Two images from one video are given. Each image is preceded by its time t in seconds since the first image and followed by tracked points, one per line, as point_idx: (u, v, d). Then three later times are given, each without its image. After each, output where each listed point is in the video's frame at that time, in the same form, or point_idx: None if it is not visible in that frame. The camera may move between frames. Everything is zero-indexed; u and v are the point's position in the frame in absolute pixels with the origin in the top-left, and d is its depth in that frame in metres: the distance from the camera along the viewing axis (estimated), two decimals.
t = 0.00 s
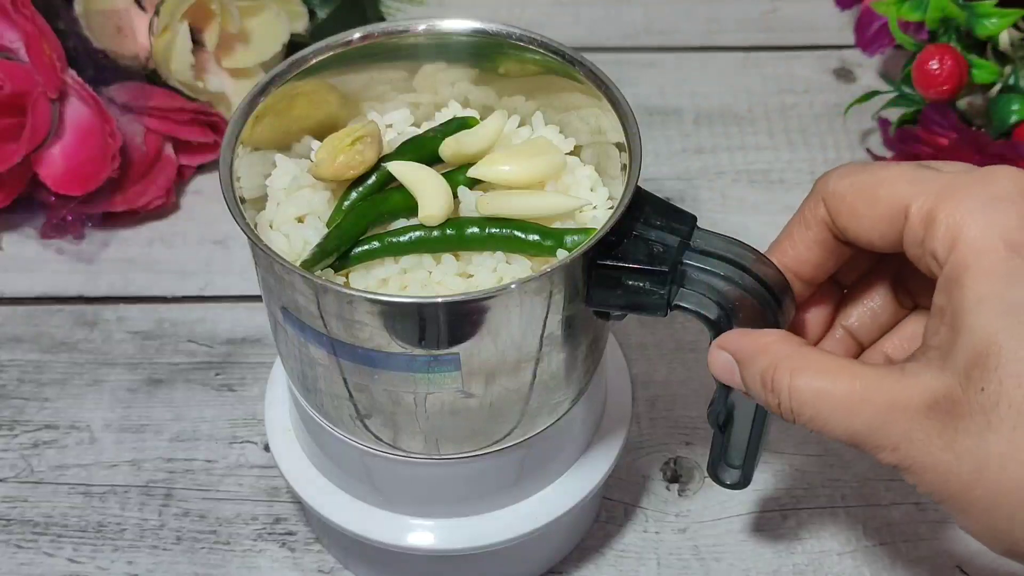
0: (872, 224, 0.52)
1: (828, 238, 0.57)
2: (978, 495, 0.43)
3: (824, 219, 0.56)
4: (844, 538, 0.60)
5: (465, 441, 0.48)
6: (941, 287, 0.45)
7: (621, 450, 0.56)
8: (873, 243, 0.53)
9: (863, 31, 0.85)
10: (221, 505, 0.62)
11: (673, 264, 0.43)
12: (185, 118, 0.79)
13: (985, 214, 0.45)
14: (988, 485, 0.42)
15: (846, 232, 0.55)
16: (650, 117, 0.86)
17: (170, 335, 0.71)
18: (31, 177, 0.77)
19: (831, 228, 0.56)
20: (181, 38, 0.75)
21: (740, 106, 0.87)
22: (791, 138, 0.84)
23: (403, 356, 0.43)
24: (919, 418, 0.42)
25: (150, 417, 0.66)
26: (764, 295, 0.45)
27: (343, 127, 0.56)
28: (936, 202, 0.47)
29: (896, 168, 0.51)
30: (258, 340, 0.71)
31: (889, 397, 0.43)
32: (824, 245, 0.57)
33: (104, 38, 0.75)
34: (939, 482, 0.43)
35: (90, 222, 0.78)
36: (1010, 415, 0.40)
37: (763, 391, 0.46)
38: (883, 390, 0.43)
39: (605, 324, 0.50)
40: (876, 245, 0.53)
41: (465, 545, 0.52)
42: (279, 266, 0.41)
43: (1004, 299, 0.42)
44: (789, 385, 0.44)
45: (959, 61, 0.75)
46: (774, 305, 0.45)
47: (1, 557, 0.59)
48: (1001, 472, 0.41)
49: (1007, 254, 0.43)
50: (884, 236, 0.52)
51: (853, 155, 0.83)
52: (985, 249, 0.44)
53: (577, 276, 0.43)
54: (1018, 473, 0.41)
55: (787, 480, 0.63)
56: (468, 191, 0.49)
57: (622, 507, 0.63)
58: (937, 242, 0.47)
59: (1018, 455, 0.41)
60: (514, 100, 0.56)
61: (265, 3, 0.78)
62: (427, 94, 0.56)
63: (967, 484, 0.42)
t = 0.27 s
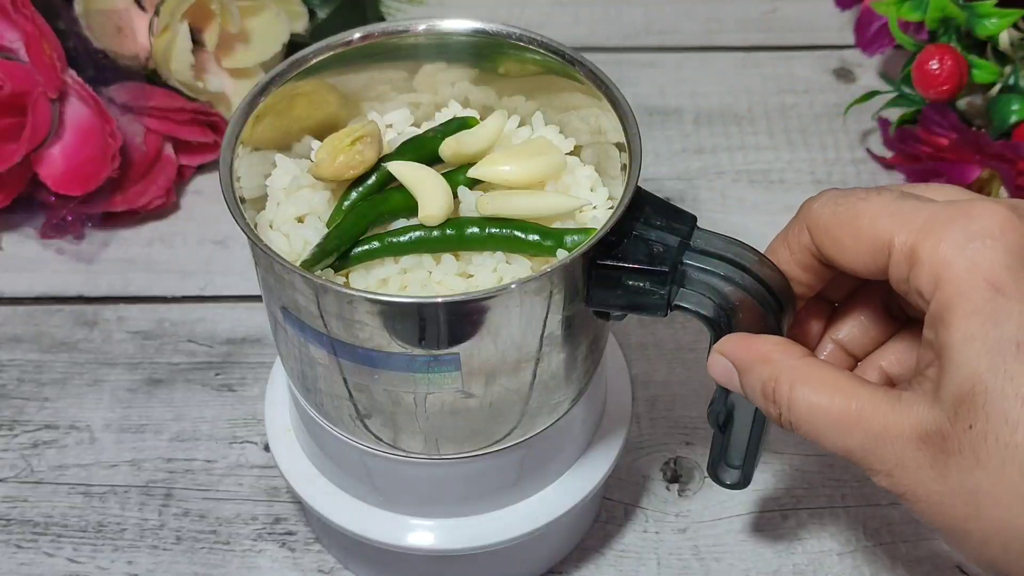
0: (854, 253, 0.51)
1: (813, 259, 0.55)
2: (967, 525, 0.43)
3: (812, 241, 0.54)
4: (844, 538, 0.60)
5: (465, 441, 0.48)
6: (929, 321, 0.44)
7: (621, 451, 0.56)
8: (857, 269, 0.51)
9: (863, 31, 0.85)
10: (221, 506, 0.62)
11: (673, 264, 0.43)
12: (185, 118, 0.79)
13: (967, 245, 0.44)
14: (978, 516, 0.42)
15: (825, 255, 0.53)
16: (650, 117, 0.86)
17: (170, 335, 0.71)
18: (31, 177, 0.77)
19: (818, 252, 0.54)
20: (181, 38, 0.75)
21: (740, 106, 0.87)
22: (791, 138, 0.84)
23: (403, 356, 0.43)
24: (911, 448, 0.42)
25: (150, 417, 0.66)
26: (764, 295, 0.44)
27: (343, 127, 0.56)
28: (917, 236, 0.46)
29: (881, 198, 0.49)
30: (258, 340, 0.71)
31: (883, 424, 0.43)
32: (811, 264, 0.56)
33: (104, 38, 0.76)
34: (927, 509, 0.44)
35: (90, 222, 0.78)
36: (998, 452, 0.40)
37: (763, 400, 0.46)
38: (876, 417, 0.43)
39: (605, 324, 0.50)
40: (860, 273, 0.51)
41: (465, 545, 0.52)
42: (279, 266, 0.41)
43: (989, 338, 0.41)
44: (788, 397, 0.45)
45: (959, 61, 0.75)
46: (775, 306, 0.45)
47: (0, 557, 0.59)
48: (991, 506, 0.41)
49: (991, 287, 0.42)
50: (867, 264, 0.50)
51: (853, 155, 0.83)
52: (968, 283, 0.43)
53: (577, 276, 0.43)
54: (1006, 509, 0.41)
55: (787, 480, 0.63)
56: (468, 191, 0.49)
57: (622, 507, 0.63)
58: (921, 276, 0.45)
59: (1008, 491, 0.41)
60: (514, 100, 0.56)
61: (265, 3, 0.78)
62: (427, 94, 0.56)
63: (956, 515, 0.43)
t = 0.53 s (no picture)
0: (847, 268, 0.50)
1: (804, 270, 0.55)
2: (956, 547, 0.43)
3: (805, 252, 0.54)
4: (844, 538, 0.60)
5: (465, 440, 0.48)
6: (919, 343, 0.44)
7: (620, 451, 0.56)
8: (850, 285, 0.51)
9: (863, 31, 0.85)
10: (221, 505, 0.62)
11: (673, 264, 0.43)
12: (185, 118, 0.79)
13: (958, 268, 0.44)
14: (967, 538, 0.42)
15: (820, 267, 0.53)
16: (650, 117, 0.86)
17: (170, 335, 0.71)
18: (31, 177, 0.77)
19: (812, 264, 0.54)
20: (181, 38, 0.75)
21: (740, 106, 0.87)
22: (791, 138, 0.84)
23: (403, 356, 0.43)
24: (903, 470, 0.43)
25: (150, 417, 0.66)
26: (763, 295, 0.44)
27: (343, 127, 0.56)
28: (908, 258, 0.46)
29: (875, 216, 0.49)
30: (258, 340, 0.71)
31: (878, 443, 0.43)
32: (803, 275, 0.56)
33: (103, 38, 0.76)
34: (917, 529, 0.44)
35: (90, 222, 0.78)
36: (987, 477, 0.41)
37: (762, 409, 0.46)
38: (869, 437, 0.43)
39: (606, 324, 0.50)
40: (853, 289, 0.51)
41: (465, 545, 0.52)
42: (279, 266, 0.41)
43: (978, 362, 0.41)
44: (786, 409, 0.45)
45: (959, 61, 0.75)
46: (775, 305, 0.45)
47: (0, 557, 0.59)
48: (980, 531, 0.42)
49: (981, 312, 0.42)
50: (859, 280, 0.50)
51: (853, 155, 0.83)
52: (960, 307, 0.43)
53: (577, 276, 0.43)
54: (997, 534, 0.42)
55: (787, 480, 0.63)
56: (468, 191, 0.49)
57: (622, 507, 0.63)
58: (910, 299, 0.45)
59: (996, 516, 0.41)
60: (514, 100, 0.56)
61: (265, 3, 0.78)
62: (426, 94, 0.56)
63: (946, 536, 0.43)
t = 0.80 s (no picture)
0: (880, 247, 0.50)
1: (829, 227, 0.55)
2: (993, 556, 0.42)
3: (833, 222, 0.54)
4: (844, 538, 0.60)
5: (465, 440, 0.48)
6: (945, 346, 0.44)
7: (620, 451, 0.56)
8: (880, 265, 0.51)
9: (863, 31, 0.85)
10: (221, 505, 0.62)
11: (673, 263, 0.43)
12: (185, 118, 0.79)
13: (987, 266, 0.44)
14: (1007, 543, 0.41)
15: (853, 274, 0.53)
16: (650, 117, 0.86)
17: (170, 335, 0.71)
18: (31, 177, 0.77)
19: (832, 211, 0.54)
20: (181, 38, 0.75)
21: (740, 106, 0.87)
22: (791, 138, 0.84)
23: (403, 356, 0.43)
24: (929, 470, 0.42)
25: (150, 417, 0.66)
26: (764, 295, 0.44)
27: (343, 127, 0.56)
28: (935, 251, 0.46)
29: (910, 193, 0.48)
30: (258, 340, 0.71)
31: (903, 447, 0.42)
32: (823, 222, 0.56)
33: (103, 38, 0.76)
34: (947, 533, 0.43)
35: (90, 222, 0.78)
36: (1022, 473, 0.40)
37: (780, 429, 0.46)
38: (892, 436, 0.43)
39: (605, 324, 0.50)
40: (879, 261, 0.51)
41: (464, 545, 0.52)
42: (279, 266, 0.41)
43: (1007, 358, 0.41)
44: (806, 422, 0.45)
45: (959, 61, 0.75)
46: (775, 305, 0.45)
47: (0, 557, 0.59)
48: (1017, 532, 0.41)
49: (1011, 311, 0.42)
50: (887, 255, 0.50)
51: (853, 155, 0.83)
52: (983, 306, 0.43)
53: (577, 276, 0.43)
54: None
55: (787, 480, 0.63)
56: (469, 192, 0.49)
57: (622, 507, 0.63)
58: (938, 295, 0.45)
59: None
60: (514, 100, 0.56)
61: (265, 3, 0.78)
62: (426, 94, 0.56)
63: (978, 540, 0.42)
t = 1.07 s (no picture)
0: None
1: None
2: None
3: None
4: (844, 538, 0.60)
5: (465, 441, 0.48)
6: None
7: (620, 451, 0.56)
8: None
9: (863, 30, 0.85)
10: (221, 505, 0.62)
11: (673, 263, 0.43)
12: (185, 118, 0.79)
13: None
14: None
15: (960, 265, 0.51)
16: (650, 117, 0.86)
17: (170, 335, 0.71)
18: (31, 177, 0.77)
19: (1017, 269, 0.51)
20: (181, 37, 0.75)
21: (740, 106, 0.87)
22: (791, 138, 0.84)
23: (403, 356, 0.43)
24: None
25: (150, 417, 0.66)
26: (764, 295, 0.44)
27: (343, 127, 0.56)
28: None
29: None
30: (258, 340, 0.71)
31: None
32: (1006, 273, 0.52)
33: (103, 38, 0.76)
34: None
35: (90, 222, 0.78)
36: None
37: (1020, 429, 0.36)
38: None
39: (605, 324, 0.50)
40: None
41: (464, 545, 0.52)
42: (279, 265, 0.41)
43: None
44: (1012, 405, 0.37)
45: (960, 61, 0.75)
46: (776, 306, 0.45)
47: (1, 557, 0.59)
48: None
49: None
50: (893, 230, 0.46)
51: (853, 155, 0.83)
52: None
53: (577, 276, 0.43)
54: None
55: (787, 480, 0.63)
56: (469, 192, 0.49)
57: (622, 507, 0.63)
58: None
59: None
60: (514, 100, 0.56)
61: (265, 3, 0.79)
62: (426, 94, 0.56)
63: None
